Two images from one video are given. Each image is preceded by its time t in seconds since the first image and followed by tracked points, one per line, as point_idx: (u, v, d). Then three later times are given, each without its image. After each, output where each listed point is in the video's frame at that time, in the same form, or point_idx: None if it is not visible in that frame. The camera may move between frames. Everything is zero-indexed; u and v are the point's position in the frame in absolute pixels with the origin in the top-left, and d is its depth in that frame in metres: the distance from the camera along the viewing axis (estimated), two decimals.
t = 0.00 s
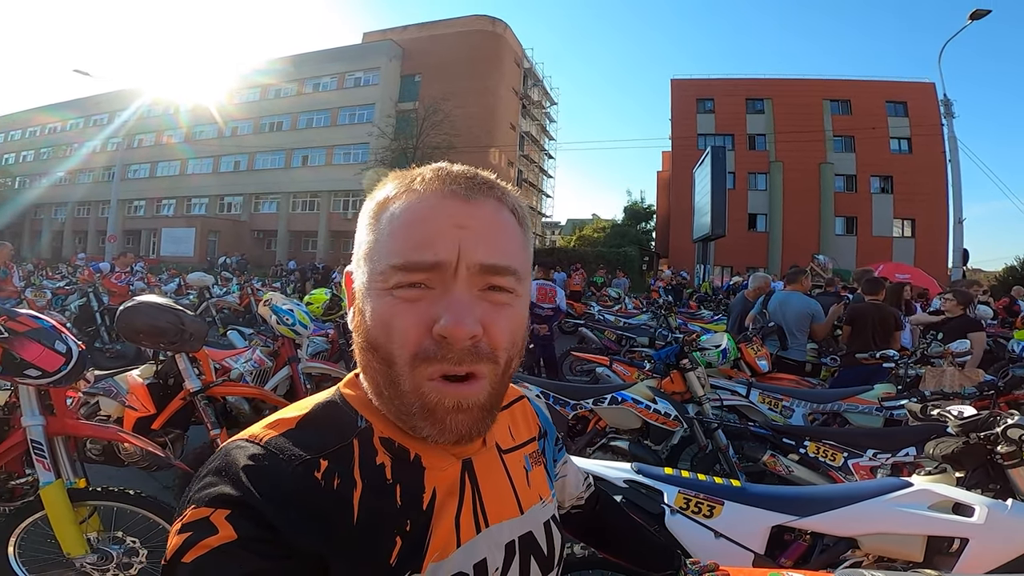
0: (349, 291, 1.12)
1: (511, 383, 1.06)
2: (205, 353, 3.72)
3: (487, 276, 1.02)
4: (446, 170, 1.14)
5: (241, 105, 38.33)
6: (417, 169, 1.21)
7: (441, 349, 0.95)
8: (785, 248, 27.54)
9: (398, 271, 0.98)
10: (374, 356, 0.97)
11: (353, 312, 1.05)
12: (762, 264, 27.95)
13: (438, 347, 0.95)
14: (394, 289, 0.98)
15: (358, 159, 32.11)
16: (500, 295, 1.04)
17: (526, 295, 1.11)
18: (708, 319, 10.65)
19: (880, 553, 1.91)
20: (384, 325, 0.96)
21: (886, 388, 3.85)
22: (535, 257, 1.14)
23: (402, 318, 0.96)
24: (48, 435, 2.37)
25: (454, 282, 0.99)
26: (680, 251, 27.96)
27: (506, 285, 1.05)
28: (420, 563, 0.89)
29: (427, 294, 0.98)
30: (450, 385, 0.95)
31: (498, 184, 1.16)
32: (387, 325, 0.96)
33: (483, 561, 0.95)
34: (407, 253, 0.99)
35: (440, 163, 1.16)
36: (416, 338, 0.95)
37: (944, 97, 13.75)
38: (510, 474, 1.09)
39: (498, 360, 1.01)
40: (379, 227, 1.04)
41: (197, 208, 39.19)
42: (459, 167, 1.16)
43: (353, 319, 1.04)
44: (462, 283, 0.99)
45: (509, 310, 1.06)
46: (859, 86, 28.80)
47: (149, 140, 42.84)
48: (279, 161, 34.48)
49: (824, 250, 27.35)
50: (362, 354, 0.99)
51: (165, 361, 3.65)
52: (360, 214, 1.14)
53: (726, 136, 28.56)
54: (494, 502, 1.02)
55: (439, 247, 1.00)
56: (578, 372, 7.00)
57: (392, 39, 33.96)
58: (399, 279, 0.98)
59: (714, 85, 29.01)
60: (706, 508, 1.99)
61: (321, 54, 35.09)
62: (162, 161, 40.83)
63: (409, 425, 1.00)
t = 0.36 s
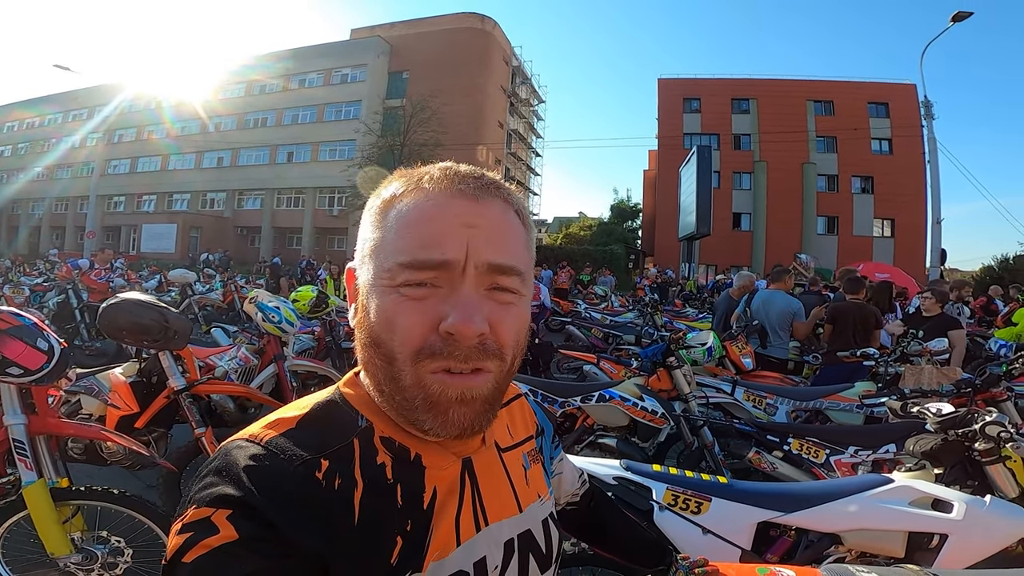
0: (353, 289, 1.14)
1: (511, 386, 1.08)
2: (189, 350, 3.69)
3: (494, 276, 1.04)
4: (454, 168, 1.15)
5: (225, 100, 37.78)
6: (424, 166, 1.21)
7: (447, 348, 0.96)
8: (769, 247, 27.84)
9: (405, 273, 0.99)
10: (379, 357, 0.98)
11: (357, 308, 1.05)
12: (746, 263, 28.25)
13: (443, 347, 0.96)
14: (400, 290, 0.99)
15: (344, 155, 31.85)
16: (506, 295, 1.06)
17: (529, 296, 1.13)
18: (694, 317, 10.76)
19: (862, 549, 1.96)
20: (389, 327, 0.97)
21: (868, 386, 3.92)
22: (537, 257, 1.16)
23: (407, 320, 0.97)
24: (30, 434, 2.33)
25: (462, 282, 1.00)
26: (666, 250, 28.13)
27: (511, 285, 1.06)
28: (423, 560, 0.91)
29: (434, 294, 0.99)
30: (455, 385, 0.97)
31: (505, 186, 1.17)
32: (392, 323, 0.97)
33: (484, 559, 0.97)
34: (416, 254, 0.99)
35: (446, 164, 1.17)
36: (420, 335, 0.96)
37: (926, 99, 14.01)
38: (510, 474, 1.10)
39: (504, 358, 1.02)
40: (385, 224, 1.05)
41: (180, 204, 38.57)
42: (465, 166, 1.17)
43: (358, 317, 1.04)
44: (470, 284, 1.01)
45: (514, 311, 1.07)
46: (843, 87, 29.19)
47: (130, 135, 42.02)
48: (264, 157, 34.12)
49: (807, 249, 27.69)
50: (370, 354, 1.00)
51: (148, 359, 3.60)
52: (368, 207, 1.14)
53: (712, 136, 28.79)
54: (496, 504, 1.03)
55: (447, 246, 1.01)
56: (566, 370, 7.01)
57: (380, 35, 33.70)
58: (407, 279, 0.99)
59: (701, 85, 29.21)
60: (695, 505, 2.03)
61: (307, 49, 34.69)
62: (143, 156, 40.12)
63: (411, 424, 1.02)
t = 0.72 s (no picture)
0: (388, 284, 1.02)
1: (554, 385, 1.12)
2: (180, 346, 3.68)
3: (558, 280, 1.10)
4: (499, 176, 1.18)
5: (218, 93, 37.48)
6: (444, 170, 1.20)
7: (538, 342, 1.01)
8: (760, 247, 28.03)
9: (503, 273, 0.99)
10: (468, 355, 0.97)
11: (414, 306, 1.01)
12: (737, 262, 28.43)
13: (535, 341, 1.01)
14: (495, 290, 0.99)
15: (337, 150, 31.74)
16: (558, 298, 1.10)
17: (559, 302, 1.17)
18: (685, 316, 10.83)
19: (847, 548, 2.00)
20: (487, 322, 0.97)
21: (854, 386, 3.98)
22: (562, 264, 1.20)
23: (516, 315, 0.99)
24: (20, 430, 2.31)
25: (543, 285, 1.05)
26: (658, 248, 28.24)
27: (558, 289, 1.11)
28: (427, 558, 0.93)
29: (523, 294, 1.01)
30: (538, 376, 1.02)
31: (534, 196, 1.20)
32: (495, 321, 0.98)
33: (484, 557, 0.99)
34: (508, 255, 1.00)
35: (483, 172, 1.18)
36: (519, 331, 0.99)
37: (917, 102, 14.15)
38: (509, 474, 1.13)
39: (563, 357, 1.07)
40: (465, 222, 1.02)
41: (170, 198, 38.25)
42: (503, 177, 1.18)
43: (423, 316, 1.00)
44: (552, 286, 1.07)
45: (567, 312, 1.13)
46: (835, 89, 29.39)
47: (120, 128, 41.59)
48: (257, 152, 33.92)
49: (797, 249, 27.91)
50: (447, 350, 0.98)
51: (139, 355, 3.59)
52: (408, 205, 1.09)
53: (705, 135, 28.89)
54: (497, 503, 1.06)
55: (538, 252, 1.05)
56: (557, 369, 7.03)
57: (376, 30, 33.54)
58: (504, 279, 0.99)
59: (695, 84, 29.29)
60: (684, 504, 2.06)
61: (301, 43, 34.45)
62: (134, 149, 39.74)
63: (467, 421, 1.03)
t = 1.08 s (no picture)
0: (401, 281, 1.02)
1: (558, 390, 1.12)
2: (178, 346, 3.66)
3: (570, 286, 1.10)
4: (511, 182, 1.19)
5: (219, 94, 37.51)
6: (453, 173, 1.20)
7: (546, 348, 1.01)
8: (758, 252, 28.06)
9: (517, 280, 0.99)
10: (484, 356, 0.97)
11: (431, 306, 1.00)
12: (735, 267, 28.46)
13: (543, 346, 1.01)
14: (513, 294, 0.99)
15: (337, 151, 31.79)
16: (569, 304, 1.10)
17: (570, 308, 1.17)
18: (684, 321, 10.83)
19: (843, 553, 1.99)
20: (503, 326, 0.98)
21: (852, 391, 3.99)
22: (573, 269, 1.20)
23: (527, 322, 0.99)
24: (15, 429, 2.30)
25: (554, 292, 1.06)
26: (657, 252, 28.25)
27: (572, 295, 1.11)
28: (427, 559, 0.93)
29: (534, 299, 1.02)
30: (545, 379, 1.02)
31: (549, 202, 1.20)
32: (508, 326, 0.98)
33: (483, 558, 0.99)
34: (524, 261, 1.00)
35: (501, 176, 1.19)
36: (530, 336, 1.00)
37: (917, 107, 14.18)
38: (509, 476, 1.13)
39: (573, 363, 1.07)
40: (478, 224, 1.03)
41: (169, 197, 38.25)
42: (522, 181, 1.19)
43: (439, 317, 0.99)
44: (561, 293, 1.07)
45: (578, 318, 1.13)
46: (836, 94, 29.47)
47: (121, 127, 41.61)
48: (257, 152, 33.96)
49: (796, 255, 27.94)
50: (462, 351, 0.98)
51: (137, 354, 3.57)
52: (424, 205, 1.09)
53: (705, 140, 28.95)
54: (497, 504, 1.06)
55: (550, 259, 1.05)
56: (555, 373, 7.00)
57: (377, 32, 33.61)
58: (521, 283, 0.99)
59: (695, 89, 29.35)
60: (681, 507, 2.06)
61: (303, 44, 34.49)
62: (134, 149, 39.75)
63: (474, 421, 1.03)
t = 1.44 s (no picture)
0: (401, 281, 1.02)
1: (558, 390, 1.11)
2: (179, 348, 3.66)
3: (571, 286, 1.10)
4: (511, 182, 1.18)
5: (218, 96, 37.55)
6: (454, 173, 1.20)
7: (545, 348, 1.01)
8: (759, 250, 28.04)
9: (516, 279, 0.99)
10: (483, 356, 0.97)
11: (430, 305, 1.00)
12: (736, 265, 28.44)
13: (542, 346, 1.01)
14: (512, 294, 0.99)
15: (337, 153, 31.82)
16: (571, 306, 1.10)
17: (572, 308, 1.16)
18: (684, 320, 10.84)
19: (847, 551, 1.99)
20: (505, 325, 0.97)
21: (854, 389, 4.00)
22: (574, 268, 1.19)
23: (524, 320, 0.99)
24: (17, 431, 2.30)
25: (555, 290, 1.05)
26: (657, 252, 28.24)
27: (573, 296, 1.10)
28: (426, 559, 0.93)
29: (535, 299, 1.01)
30: (544, 380, 1.02)
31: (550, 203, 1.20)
32: (505, 325, 0.97)
33: (483, 557, 0.99)
34: (526, 259, 1.00)
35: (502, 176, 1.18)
36: (527, 337, 0.99)
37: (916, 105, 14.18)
38: (510, 474, 1.12)
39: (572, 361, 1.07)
40: (474, 224, 1.03)
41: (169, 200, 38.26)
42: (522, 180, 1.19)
43: (440, 316, 0.99)
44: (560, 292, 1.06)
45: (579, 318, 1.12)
46: (835, 92, 29.47)
47: (121, 130, 41.65)
48: (256, 155, 34.01)
49: (796, 253, 27.92)
50: (463, 350, 0.97)
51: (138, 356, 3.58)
52: (425, 205, 1.09)
53: (705, 139, 28.95)
54: (498, 501, 1.05)
55: (548, 259, 1.05)
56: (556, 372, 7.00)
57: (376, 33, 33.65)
58: (520, 283, 0.99)
59: (694, 88, 29.37)
60: (684, 507, 2.05)
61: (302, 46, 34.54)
62: (133, 152, 39.77)
63: (473, 421, 1.03)
